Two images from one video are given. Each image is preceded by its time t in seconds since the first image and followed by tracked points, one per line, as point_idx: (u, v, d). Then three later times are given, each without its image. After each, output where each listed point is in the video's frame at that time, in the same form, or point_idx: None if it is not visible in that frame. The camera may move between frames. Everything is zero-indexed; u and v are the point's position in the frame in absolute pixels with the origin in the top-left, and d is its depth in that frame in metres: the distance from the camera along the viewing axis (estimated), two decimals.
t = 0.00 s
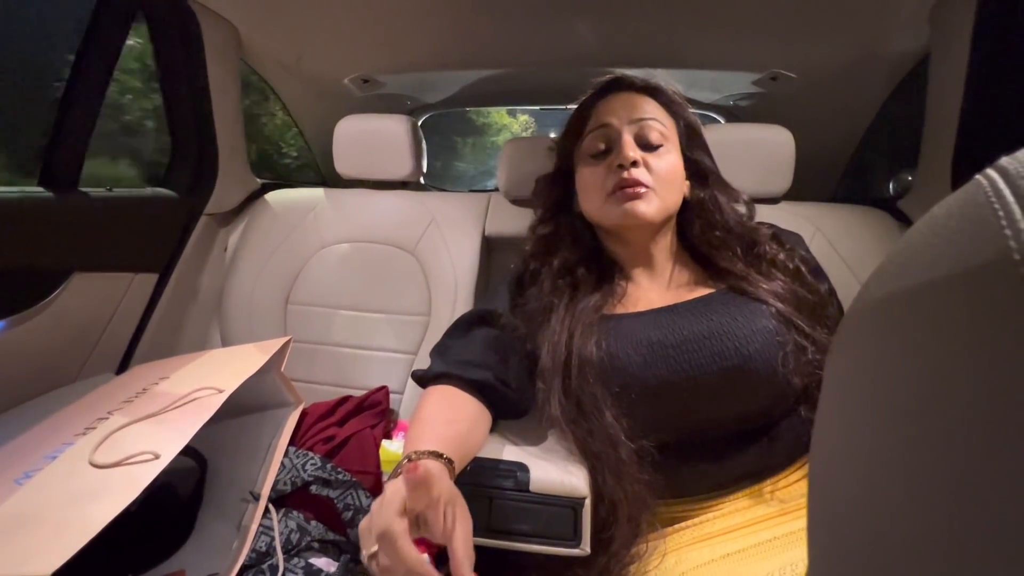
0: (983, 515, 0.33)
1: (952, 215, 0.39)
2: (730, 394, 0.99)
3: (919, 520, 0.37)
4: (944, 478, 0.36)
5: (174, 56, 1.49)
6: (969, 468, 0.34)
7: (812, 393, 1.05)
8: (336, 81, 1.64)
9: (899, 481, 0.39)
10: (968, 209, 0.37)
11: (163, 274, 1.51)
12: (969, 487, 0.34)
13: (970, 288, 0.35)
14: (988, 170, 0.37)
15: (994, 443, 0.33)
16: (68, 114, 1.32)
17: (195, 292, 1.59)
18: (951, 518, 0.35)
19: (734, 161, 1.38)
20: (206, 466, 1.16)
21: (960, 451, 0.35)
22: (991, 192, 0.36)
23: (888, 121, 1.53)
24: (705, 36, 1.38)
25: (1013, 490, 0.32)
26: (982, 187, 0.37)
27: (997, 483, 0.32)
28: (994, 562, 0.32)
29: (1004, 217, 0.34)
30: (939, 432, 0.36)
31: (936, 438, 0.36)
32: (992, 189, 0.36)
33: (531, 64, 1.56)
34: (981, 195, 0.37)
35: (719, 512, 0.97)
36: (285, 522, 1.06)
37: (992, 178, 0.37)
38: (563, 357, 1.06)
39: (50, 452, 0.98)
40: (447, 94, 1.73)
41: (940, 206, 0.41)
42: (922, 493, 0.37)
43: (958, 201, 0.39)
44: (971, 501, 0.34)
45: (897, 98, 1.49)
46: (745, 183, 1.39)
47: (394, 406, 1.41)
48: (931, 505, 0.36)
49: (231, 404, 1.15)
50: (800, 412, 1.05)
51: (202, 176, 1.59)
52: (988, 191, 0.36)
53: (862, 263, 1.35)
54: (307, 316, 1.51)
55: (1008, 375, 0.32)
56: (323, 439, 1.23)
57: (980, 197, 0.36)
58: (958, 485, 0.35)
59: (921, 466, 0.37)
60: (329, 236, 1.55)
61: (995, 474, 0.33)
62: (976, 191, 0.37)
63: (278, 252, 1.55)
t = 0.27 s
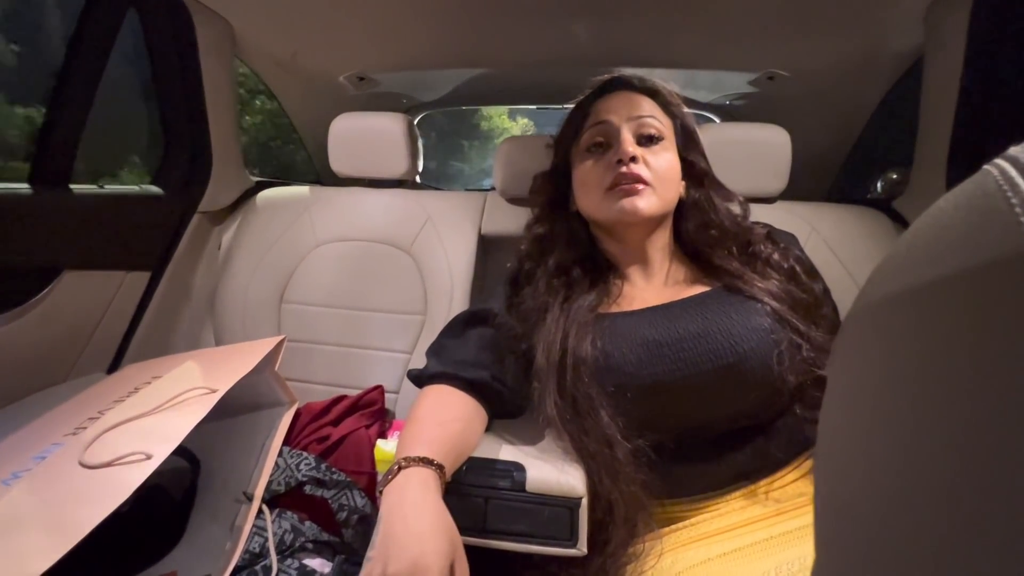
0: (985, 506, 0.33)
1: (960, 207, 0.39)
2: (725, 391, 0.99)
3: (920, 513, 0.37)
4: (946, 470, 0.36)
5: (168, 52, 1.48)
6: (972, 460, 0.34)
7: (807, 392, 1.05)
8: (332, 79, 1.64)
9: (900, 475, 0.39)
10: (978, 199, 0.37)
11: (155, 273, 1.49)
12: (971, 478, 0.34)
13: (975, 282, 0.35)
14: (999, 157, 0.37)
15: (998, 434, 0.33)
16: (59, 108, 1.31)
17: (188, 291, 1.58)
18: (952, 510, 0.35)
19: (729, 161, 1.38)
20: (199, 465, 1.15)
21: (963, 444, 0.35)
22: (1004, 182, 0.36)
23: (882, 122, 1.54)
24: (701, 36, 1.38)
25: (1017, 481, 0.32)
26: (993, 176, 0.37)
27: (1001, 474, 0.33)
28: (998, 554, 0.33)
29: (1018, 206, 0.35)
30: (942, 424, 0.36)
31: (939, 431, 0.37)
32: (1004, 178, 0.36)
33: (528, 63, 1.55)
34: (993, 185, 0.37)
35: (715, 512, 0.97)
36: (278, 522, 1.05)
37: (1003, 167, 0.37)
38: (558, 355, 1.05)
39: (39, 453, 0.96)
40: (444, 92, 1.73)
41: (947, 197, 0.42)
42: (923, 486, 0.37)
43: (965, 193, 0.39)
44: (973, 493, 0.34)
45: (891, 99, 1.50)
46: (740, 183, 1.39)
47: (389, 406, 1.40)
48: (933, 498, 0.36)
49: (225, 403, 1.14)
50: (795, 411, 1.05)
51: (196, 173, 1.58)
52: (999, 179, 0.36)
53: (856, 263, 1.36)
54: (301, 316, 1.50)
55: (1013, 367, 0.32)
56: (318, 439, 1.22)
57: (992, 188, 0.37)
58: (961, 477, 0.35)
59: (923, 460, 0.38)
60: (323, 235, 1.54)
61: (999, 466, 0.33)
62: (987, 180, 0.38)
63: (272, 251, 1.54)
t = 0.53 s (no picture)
0: (987, 505, 0.33)
1: (961, 205, 0.39)
2: (720, 387, 0.99)
3: (920, 511, 0.37)
4: (946, 468, 0.36)
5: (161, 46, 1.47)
6: (972, 457, 0.34)
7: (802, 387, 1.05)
8: (327, 74, 1.62)
9: (900, 472, 0.39)
10: (981, 197, 0.37)
11: (148, 269, 1.48)
12: (971, 476, 0.34)
13: (976, 279, 0.35)
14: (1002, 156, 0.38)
15: (998, 432, 0.33)
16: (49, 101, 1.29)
17: (182, 288, 1.57)
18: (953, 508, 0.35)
19: (726, 159, 1.38)
20: (192, 463, 1.14)
21: (963, 441, 0.35)
22: (1005, 180, 0.36)
23: (879, 120, 1.54)
24: (699, 32, 1.38)
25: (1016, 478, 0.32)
26: (996, 173, 0.37)
27: (1002, 473, 0.32)
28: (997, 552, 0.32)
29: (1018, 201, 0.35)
30: (943, 422, 0.36)
31: (940, 429, 0.36)
32: (1005, 174, 0.36)
33: (525, 59, 1.55)
34: (994, 182, 0.37)
35: (711, 509, 0.97)
36: (273, 520, 1.04)
37: (1005, 166, 0.37)
38: (555, 353, 1.05)
39: (30, 451, 0.96)
40: (440, 88, 1.72)
41: (946, 198, 0.42)
42: (924, 483, 0.37)
43: (965, 192, 0.40)
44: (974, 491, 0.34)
45: (888, 97, 1.50)
46: (737, 181, 1.40)
47: (384, 403, 1.40)
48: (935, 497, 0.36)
49: (218, 400, 1.13)
50: (791, 407, 1.05)
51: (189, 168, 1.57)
52: (1001, 177, 0.37)
53: (853, 261, 1.36)
54: (296, 312, 1.49)
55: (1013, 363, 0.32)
56: (313, 435, 1.21)
57: (995, 185, 0.37)
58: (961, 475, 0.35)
59: (922, 458, 0.37)
60: (318, 230, 1.53)
61: (1000, 464, 0.33)
62: (990, 178, 0.38)
63: (267, 247, 1.53)
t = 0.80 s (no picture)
0: (981, 504, 0.33)
1: (962, 206, 0.39)
2: (716, 388, 0.99)
3: (914, 511, 0.37)
4: (940, 467, 0.36)
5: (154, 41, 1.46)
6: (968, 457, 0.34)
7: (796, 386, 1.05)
8: (323, 71, 1.61)
9: (895, 472, 0.39)
10: (981, 200, 0.37)
11: (140, 266, 1.47)
12: (965, 476, 0.34)
13: (976, 278, 0.35)
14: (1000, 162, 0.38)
15: (994, 432, 0.33)
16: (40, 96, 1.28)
17: (174, 285, 1.55)
18: (947, 508, 0.35)
19: (722, 160, 1.38)
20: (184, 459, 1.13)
21: (960, 440, 0.35)
22: (1006, 182, 0.36)
23: (873, 122, 1.55)
24: (696, 33, 1.38)
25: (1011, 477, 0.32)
26: (995, 177, 0.37)
27: (998, 472, 0.32)
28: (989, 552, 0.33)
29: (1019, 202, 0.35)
30: (939, 422, 0.36)
31: (936, 428, 0.36)
32: (1006, 178, 0.36)
33: (522, 58, 1.54)
34: (994, 184, 0.37)
35: (706, 509, 0.98)
36: (265, 520, 1.03)
37: (1005, 170, 0.37)
38: (550, 353, 1.05)
39: (19, 449, 0.95)
40: (437, 86, 1.71)
41: (945, 201, 0.42)
42: (920, 481, 0.37)
43: (965, 195, 0.39)
44: (969, 490, 0.34)
45: (883, 100, 1.51)
46: (733, 182, 1.40)
47: (378, 403, 1.39)
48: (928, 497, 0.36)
49: (211, 399, 1.13)
50: (784, 406, 1.06)
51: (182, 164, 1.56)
52: (1001, 181, 0.37)
53: (847, 264, 1.37)
54: (289, 311, 1.48)
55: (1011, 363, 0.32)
56: (306, 435, 1.20)
57: (995, 188, 0.36)
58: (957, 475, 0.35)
59: (918, 458, 0.37)
60: (312, 229, 1.52)
61: (996, 463, 0.33)
62: (988, 183, 0.38)
63: (261, 245, 1.52)
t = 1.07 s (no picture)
0: (982, 502, 0.33)
1: (960, 202, 0.38)
2: (715, 383, 0.99)
3: (912, 510, 0.37)
4: (940, 466, 0.36)
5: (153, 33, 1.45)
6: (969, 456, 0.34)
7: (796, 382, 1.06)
8: (322, 65, 1.61)
9: (890, 470, 0.39)
10: (979, 198, 0.37)
11: (140, 260, 1.47)
12: (965, 476, 0.34)
13: (973, 277, 0.35)
14: (1001, 156, 0.37)
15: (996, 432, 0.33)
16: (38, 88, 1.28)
17: (173, 279, 1.55)
18: (945, 506, 0.35)
19: (722, 157, 1.38)
20: (184, 455, 1.14)
21: (959, 439, 0.35)
22: (1006, 178, 0.36)
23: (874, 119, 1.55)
24: (697, 28, 1.37)
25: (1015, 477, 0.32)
26: (994, 173, 0.37)
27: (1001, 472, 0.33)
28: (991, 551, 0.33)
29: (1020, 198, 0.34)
30: (938, 420, 0.36)
31: (936, 426, 0.36)
32: (1005, 173, 0.36)
33: (522, 53, 1.54)
34: (993, 180, 0.36)
35: (705, 503, 0.98)
36: (265, 513, 1.04)
37: (1004, 166, 0.36)
38: (549, 350, 1.06)
39: (18, 442, 0.95)
40: (436, 81, 1.71)
41: (945, 196, 0.41)
42: (916, 481, 0.37)
43: (963, 190, 0.39)
44: (969, 489, 0.34)
45: (883, 97, 1.51)
46: (732, 179, 1.40)
47: (378, 397, 1.39)
48: (927, 495, 0.36)
49: (211, 392, 1.13)
50: (783, 401, 1.06)
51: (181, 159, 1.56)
52: (1001, 178, 0.36)
53: (846, 261, 1.37)
54: (289, 306, 1.48)
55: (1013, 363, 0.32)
56: (306, 430, 1.21)
57: (994, 184, 0.36)
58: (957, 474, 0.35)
59: (915, 457, 0.38)
60: (312, 223, 1.53)
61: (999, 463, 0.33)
62: (987, 179, 0.37)
63: (260, 240, 1.52)
